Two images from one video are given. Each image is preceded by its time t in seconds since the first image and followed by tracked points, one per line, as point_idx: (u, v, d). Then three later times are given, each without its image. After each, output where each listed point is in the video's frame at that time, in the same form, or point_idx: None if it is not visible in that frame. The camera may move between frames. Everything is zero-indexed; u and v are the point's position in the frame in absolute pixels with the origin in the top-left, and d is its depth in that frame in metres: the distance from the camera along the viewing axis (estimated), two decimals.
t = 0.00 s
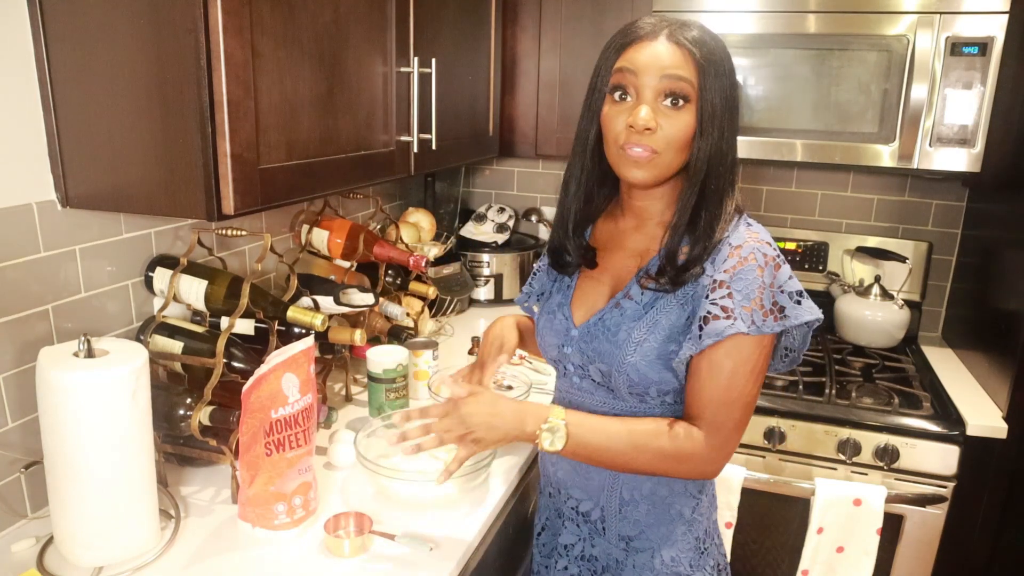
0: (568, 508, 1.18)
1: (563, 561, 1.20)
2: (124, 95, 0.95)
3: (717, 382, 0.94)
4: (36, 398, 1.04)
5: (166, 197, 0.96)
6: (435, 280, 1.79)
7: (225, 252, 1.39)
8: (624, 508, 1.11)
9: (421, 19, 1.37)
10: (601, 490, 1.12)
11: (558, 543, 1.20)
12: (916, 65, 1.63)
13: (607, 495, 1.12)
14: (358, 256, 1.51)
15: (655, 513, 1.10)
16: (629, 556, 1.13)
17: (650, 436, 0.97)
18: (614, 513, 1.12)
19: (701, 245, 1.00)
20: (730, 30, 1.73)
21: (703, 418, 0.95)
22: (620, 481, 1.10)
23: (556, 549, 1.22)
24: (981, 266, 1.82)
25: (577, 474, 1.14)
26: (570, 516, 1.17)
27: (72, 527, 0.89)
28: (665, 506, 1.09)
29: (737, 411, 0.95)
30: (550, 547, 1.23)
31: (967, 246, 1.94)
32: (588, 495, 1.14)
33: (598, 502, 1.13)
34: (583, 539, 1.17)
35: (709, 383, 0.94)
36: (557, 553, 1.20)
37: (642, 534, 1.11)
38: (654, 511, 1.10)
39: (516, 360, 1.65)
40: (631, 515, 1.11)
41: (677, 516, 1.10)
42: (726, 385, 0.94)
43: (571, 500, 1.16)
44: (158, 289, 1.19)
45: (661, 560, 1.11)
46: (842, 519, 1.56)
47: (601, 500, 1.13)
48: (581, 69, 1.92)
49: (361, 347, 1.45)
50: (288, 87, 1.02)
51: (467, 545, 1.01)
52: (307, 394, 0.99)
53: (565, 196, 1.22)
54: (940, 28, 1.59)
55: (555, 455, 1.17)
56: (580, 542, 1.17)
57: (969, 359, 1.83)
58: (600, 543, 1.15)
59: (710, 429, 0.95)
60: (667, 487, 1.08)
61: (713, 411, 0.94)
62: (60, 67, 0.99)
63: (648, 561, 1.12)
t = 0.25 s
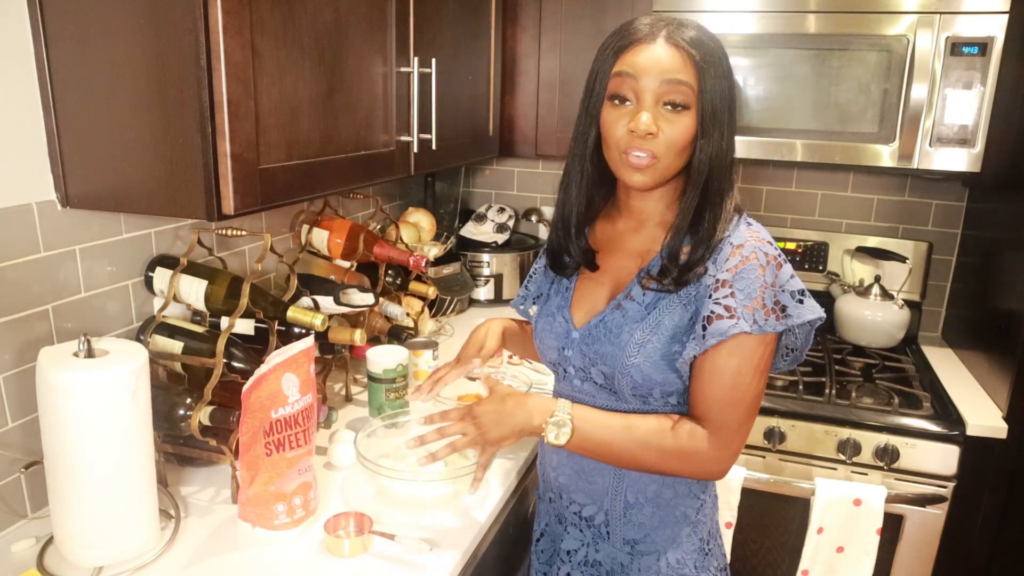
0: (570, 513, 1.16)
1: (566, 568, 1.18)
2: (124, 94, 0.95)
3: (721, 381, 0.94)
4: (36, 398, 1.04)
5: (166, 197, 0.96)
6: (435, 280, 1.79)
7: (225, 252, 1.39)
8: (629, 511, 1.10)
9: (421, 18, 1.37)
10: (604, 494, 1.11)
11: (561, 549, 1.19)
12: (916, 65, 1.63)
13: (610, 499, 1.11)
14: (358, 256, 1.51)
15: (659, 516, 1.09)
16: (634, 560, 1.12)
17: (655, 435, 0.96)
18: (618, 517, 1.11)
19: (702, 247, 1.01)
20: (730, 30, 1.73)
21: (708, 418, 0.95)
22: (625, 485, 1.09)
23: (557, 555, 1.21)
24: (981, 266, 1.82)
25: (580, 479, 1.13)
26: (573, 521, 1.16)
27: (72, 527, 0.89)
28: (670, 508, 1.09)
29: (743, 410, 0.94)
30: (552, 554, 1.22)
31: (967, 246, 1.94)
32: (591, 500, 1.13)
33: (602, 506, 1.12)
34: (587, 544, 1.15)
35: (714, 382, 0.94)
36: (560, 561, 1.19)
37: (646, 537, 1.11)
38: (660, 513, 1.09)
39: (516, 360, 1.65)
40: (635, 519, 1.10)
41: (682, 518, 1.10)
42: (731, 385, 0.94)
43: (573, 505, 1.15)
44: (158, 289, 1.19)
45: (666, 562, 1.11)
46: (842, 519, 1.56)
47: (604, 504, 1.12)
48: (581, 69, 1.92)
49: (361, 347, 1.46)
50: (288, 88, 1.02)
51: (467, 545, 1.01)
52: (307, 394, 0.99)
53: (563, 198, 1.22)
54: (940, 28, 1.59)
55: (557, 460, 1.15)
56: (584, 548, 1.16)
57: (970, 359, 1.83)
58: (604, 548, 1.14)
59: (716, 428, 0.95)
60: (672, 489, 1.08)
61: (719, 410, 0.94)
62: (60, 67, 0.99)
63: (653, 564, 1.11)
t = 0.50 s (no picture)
0: (573, 516, 1.16)
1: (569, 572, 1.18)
2: (124, 95, 0.95)
3: (726, 381, 0.94)
4: (36, 398, 1.04)
5: (165, 198, 0.96)
6: (435, 281, 1.79)
7: (225, 252, 1.39)
8: (633, 514, 1.10)
9: (421, 18, 1.37)
10: (608, 497, 1.11)
11: (565, 553, 1.18)
12: (916, 65, 1.63)
13: (614, 501, 1.10)
14: (358, 256, 1.51)
15: (664, 517, 1.09)
16: (639, 563, 1.12)
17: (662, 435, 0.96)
18: (622, 520, 1.11)
19: (703, 248, 1.01)
20: (730, 30, 1.73)
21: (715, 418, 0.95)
22: (630, 487, 1.09)
23: (560, 559, 1.21)
24: (981, 266, 1.82)
25: (583, 482, 1.12)
26: (576, 524, 1.15)
27: (72, 527, 0.89)
28: (674, 510, 1.09)
29: (748, 410, 0.94)
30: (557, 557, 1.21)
31: (967, 246, 1.94)
32: (594, 504, 1.12)
33: (606, 510, 1.12)
34: (591, 548, 1.15)
35: (719, 382, 0.94)
36: (564, 564, 1.18)
37: (651, 540, 1.10)
38: (665, 515, 1.09)
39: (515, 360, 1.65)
40: (640, 522, 1.10)
41: (686, 519, 1.10)
42: (737, 384, 0.94)
43: (576, 508, 1.15)
44: (158, 289, 1.19)
45: (671, 564, 1.11)
46: (842, 519, 1.56)
47: (608, 508, 1.11)
48: (581, 69, 1.92)
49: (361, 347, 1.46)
50: (288, 88, 1.02)
51: (467, 545, 1.01)
52: (307, 394, 0.99)
53: (561, 199, 1.22)
54: (940, 28, 1.59)
55: (560, 463, 1.15)
56: (588, 551, 1.15)
57: (969, 359, 1.83)
58: (608, 551, 1.13)
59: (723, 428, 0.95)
60: (677, 491, 1.08)
61: (725, 410, 0.94)
62: (60, 67, 0.99)
63: (658, 566, 1.11)
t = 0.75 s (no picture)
0: (574, 519, 1.15)
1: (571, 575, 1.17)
2: (125, 95, 0.95)
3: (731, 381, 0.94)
4: (36, 398, 1.04)
5: (165, 198, 0.96)
6: (435, 281, 1.79)
7: (225, 252, 1.39)
8: (636, 516, 1.09)
9: (421, 18, 1.37)
10: (611, 499, 1.10)
11: (566, 557, 1.17)
12: (916, 65, 1.63)
13: (618, 503, 1.10)
14: (358, 256, 1.51)
15: (668, 518, 1.09)
16: (642, 565, 1.11)
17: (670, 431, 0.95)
18: (625, 522, 1.10)
19: (704, 249, 1.01)
20: (730, 31, 1.73)
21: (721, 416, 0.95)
22: (633, 489, 1.09)
23: (561, 562, 1.20)
24: (981, 266, 1.82)
25: (585, 484, 1.12)
26: (578, 527, 1.15)
27: (71, 527, 0.89)
28: (677, 511, 1.09)
29: (755, 409, 0.95)
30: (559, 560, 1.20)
31: (967, 246, 1.94)
32: (597, 506, 1.12)
33: (608, 512, 1.11)
34: (593, 550, 1.14)
35: (727, 382, 0.94)
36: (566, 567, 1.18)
37: (655, 541, 1.10)
38: (668, 516, 1.09)
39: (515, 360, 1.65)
40: (643, 524, 1.09)
41: (689, 520, 1.10)
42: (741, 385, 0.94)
43: (578, 511, 1.14)
44: (158, 289, 1.19)
45: (675, 566, 1.11)
46: (842, 519, 1.56)
47: (611, 510, 1.11)
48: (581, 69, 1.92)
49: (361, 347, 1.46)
50: (288, 88, 1.02)
51: (468, 545, 1.01)
52: (307, 394, 0.99)
53: (561, 200, 1.22)
54: (940, 28, 1.59)
55: (561, 465, 1.14)
56: (590, 554, 1.15)
57: (970, 359, 1.83)
58: (611, 553, 1.13)
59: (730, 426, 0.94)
60: (680, 493, 1.07)
61: (731, 410, 0.94)
62: (60, 67, 0.99)
63: (661, 568, 1.11)
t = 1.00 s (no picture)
0: (576, 523, 1.14)
1: None
2: (125, 95, 0.95)
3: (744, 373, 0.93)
4: (36, 398, 1.04)
5: (165, 198, 0.96)
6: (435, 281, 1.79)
7: (225, 252, 1.39)
8: (640, 519, 1.08)
9: (421, 18, 1.37)
10: (613, 503, 1.10)
11: (568, 561, 1.17)
12: (916, 65, 1.63)
13: (620, 506, 1.09)
14: (358, 256, 1.51)
15: (672, 519, 1.08)
16: (646, 568, 1.11)
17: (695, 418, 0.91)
18: (629, 525, 1.09)
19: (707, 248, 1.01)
20: (730, 31, 1.73)
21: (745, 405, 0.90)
22: (635, 491, 1.08)
23: (563, 566, 1.19)
24: (981, 266, 1.82)
25: (586, 489, 1.11)
26: (579, 531, 1.14)
27: (71, 527, 0.89)
28: (681, 513, 1.08)
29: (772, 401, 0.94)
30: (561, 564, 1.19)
31: (968, 246, 1.94)
32: (598, 510, 1.11)
33: (611, 516, 1.10)
34: (596, 555, 1.13)
35: (746, 375, 0.93)
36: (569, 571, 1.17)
37: (658, 544, 1.09)
38: (672, 518, 1.08)
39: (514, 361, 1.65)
40: (647, 527, 1.09)
41: (692, 521, 1.09)
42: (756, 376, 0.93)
43: (580, 515, 1.13)
44: (158, 289, 1.19)
45: (679, 568, 1.10)
46: (842, 519, 1.56)
47: (614, 513, 1.10)
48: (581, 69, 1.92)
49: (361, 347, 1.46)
50: (288, 88, 1.02)
51: (467, 545, 1.01)
52: (307, 393, 0.99)
53: (558, 202, 1.21)
54: (940, 28, 1.59)
55: (561, 471, 1.13)
56: (593, 558, 1.14)
57: (970, 359, 1.83)
58: (614, 557, 1.12)
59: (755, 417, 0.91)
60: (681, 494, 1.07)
61: (755, 398, 0.93)
62: (60, 67, 0.99)
63: (665, 570, 1.10)
